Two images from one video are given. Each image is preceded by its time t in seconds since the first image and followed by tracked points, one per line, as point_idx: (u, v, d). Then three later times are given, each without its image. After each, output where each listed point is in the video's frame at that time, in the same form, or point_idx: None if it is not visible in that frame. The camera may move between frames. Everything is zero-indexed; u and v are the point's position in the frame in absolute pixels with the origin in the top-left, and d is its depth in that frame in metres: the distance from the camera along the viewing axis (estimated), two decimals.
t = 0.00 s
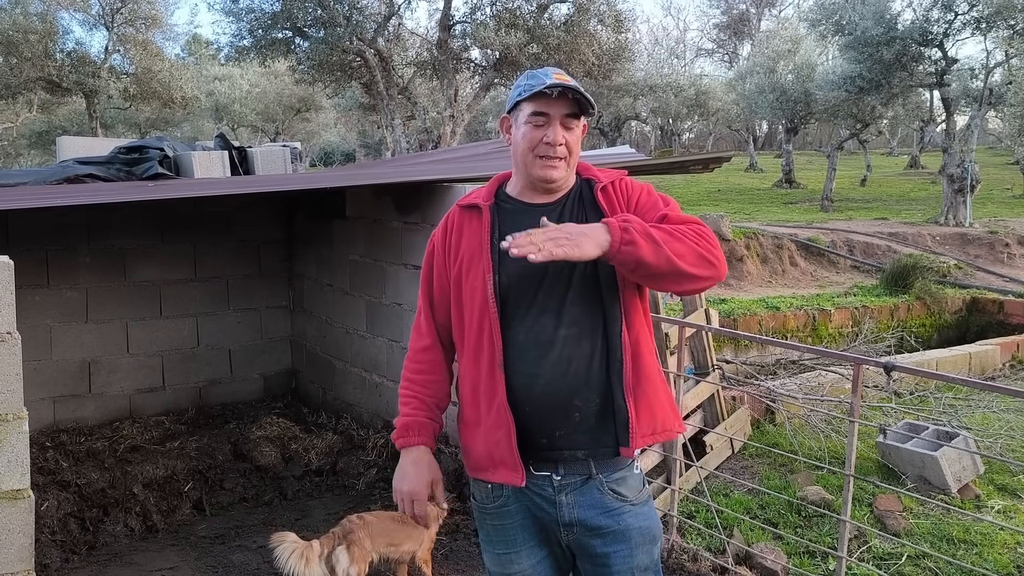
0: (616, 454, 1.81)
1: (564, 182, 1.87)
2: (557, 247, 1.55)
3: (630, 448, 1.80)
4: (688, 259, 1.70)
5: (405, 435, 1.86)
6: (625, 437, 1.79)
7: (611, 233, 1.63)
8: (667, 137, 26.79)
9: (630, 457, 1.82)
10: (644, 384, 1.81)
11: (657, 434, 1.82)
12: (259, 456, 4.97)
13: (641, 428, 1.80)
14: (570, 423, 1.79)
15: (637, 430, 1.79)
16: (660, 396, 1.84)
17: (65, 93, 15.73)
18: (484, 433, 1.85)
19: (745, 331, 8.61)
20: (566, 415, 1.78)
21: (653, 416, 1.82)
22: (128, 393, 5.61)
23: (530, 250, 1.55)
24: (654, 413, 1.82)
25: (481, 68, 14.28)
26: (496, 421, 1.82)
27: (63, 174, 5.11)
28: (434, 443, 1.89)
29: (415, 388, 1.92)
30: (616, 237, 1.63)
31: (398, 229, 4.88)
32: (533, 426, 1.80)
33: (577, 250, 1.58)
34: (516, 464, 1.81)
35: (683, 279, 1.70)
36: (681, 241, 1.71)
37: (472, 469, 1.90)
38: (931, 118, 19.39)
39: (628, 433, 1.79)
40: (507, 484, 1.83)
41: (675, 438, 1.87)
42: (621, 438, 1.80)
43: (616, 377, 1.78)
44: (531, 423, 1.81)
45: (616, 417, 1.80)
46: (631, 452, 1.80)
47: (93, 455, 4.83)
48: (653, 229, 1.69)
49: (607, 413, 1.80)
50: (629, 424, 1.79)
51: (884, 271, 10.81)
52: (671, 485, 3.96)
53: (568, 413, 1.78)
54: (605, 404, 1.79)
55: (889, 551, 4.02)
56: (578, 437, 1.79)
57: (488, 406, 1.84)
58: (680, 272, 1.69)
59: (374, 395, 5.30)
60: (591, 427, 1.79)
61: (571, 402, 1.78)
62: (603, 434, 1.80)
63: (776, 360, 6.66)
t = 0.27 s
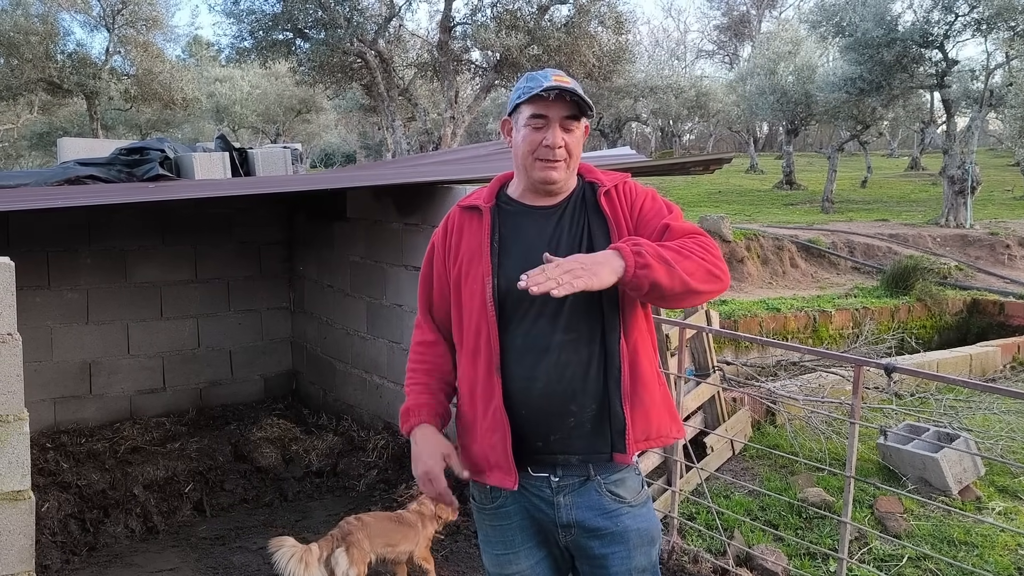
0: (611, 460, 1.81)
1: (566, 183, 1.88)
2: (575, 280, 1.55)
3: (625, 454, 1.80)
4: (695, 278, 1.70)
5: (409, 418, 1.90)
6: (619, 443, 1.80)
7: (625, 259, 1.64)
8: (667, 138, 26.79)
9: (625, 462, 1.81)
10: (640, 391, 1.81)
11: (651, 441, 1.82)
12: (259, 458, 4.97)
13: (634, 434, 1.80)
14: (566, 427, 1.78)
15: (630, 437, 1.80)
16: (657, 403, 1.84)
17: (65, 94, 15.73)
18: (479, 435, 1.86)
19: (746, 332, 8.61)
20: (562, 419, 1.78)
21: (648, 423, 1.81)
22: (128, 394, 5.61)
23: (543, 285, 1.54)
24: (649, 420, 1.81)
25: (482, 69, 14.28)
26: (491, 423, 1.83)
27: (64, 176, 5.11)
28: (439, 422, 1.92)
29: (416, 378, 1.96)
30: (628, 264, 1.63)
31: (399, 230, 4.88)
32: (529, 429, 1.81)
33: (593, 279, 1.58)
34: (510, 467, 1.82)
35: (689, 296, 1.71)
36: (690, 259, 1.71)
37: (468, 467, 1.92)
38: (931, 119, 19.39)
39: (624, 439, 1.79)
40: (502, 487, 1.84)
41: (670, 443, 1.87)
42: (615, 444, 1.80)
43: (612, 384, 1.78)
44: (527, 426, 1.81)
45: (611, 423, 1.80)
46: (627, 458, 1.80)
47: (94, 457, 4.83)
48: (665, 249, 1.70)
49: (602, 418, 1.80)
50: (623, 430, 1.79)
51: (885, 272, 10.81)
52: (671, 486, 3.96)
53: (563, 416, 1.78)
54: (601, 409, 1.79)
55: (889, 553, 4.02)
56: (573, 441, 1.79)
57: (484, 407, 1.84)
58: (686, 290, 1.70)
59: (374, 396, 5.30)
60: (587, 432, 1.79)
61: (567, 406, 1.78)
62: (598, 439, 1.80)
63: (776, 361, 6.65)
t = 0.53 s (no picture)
0: (609, 462, 1.81)
1: (562, 185, 1.88)
2: (575, 286, 1.56)
3: (621, 455, 1.80)
4: (693, 284, 1.71)
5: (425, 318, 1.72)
6: (615, 443, 1.80)
7: (626, 265, 1.65)
8: (667, 139, 26.80)
9: (623, 463, 1.81)
10: (638, 392, 1.81)
11: (649, 442, 1.82)
12: (259, 458, 4.97)
13: (631, 435, 1.80)
14: (563, 426, 1.78)
15: (627, 437, 1.80)
16: (655, 405, 1.83)
17: (66, 95, 15.73)
18: (475, 427, 1.86)
19: (746, 333, 8.61)
20: (558, 418, 1.78)
21: (646, 425, 1.81)
22: (128, 395, 5.62)
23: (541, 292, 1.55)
24: (646, 422, 1.81)
25: (482, 70, 14.29)
26: (488, 417, 1.83)
27: (64, 176, 5.12)
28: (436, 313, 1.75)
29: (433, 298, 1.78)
30: (628, 271, 1.64)
31: (399, 231, 4.88)
32: (526, 426, 1.80)
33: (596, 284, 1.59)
34: (499, 460, 1.82)
35: (687, 301, 1.73)
36: (687, 265, 1.72)
37: (464, 459, 1.92)
38: (931, 120, 19.39)
39: (621, 440, 1.79)
40: (497, 480, 1.84)
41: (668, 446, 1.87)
42: (611, 445, 1.80)
43: (610, 385, 1.79)
44: (524, 424, 1.80)
45: (608, 423, 1.80)
46: (624, 459, 1.80)
47: (94, 457, 4.83)
48: (663, 255, 1.71)
49: (599, 417, 1.80)
50: (620, 431, 1.79)
51: (885, 272, 10.82)
52: (671, 486, 3.97)
53: (560, 415, 1.78)
54: (598, 409, 1.79)
55: (889, 553, 4.02)
56: (570, 440, 1.79)
57: (482, 400, 1.83)
58: (684, 298, 1.71)
59: (374, 397, 5.31)
60: (584, 431, 1.79)
61: (564, 405, 1.78)
62: (595, 438, 1.79)
63: (776, 362, 6.65)
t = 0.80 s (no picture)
0: (615, 461, 1.81)
1: (565, 184, 1.89)
2: (595, 278, 1.56)
3: (631, 454, 1.81)
4: (699, 290, 1.73)
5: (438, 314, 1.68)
6: (624, 443, 1.80)
7: (641, 263, 1.65)
8: (667, 138, 26.79)
9: (630, 462, 1.82)
10: (645, 392, 1.83)
11: (655, 441, 1.84)
12: (259, 457, 4.97)
13: (640, 434, 1.81)
14: (571, 425, 1.78)
15: (636, 437, 1.81)
16: (659, 405, 1.86)
17: (65, 94, 15.72)
18: (478, 426, 1.84)
19: (746, 332, 8.61)
20: (566, 418, 1.78)
21: (651, 424, 1.83)
22: (128, 394, 5.61)
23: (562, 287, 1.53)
24: (652, 420, 1.83)
25: (481, 69, 14.28)
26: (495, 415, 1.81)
27: (64, 175, 5.12)
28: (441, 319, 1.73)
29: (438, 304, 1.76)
30: (643, 269, 1.65)
31: (399, 230, 4.88)
32: (533, 426, 1.80)
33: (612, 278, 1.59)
34: (492, 463, 1.82)
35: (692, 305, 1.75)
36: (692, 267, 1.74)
37: (463, 460, 1.89)
38: (931, 119, 19.38)
39: (630, 440, 1.80)
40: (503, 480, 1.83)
41: (671, 446, 1.89)
42: (620, 445, 1.81)
43: (619, 384, 1.80)
44: (531, 423, 1.80)
45: (616, 421, 1.81)
46: (634, 458, 1.81)
47: (93, 456, 4.83)
48: (675, 256, 1.73)
49: (607, 417, 1.80)
50: (629, 430, 1.80)
51: (885, 272, 10.81)
52: (671, 486, 3.96)
53: (568, 414, 1.78)
54: (606, 408, 1.80)
55: (889, 553, 4.02)
56: (579, 440, 1.79)
57: (485, 398, 1.81)
58: (691, 301, 1.73)
59: (374, 396, 5.31)
60: (591, 430, 1.79)
61: (571, 404, 1.78)
62: (603, 437, 1.80)
63: (776, 361, 6.65)
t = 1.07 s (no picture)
0: (614, 462, 1.81)
1: (568, 179, 1.88)
2: (603, 291, 1.56)
3: (630, 456, 1.81)
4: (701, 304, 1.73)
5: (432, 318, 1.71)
6: (624, 445, 1.81)
7: (648, 275, 1.65)
8: (666, 137, 26.78)
9: (629, 463, 1.83)
10: (646, 395, 1.84)
11: (654, 444, 1.84)
12: (258, 456, 4.96)
13: (640, 437, 1.82)
14: (570, 425, 1.78)
15: (636, 439, 1.81)
16: (659, 408, 1.86)
17: (64, 92, 15.71)
18: (480, 423, 1.84)
19: (745, 331, 8.61)
20: (566, 418, 1.78)
21: (651, 427, 1.83)
22: (127, 392, 5.61)
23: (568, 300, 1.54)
24: (651, 423, 1.84)
25: (481, 68, 14.27)
26: (498, 414, 1.81)
27: (63, 173, 5.11)
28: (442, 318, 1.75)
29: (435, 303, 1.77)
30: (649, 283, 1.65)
31: (398, 228, 4.87)
32: (534, 426, 1.80)
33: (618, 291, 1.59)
34: (516, 460, 1.80)
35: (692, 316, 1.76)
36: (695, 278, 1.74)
37: (464, 457, 1.90)
38: (931, 117, 19.37)
39: (630, 442, 1.81)
40: (503, 478, 1.82)
41: (669, 448, 1.89)
42: (619, 447, 1.81)
43: (620, 386, 1.81)
44: (531, 423, 1.80)
45: (616, 424, 1.81)
46: (633, 460, 1.82)
47: (93, 455, 4.83)
48: (680, 267, 1.73)
49: (608, 419, 1.80)
50: (628, 432, 1.80)
51: (884, 270, 10.81)
52: (671, 484, 3.96)
53: (569, 415, 1.78)
54: (606, 410, 1.80)
55: (888, 551, 4.02)
56: (580, 441, 1.79)
57: (487, 397, 1.81)
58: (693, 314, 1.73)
59: (373, 394, 5.31)
60: (591, 432, 1.79)
61: (572, 405, 1.78)
62: (603, 439, 1.80)
63: (776, 360, 6.66)
